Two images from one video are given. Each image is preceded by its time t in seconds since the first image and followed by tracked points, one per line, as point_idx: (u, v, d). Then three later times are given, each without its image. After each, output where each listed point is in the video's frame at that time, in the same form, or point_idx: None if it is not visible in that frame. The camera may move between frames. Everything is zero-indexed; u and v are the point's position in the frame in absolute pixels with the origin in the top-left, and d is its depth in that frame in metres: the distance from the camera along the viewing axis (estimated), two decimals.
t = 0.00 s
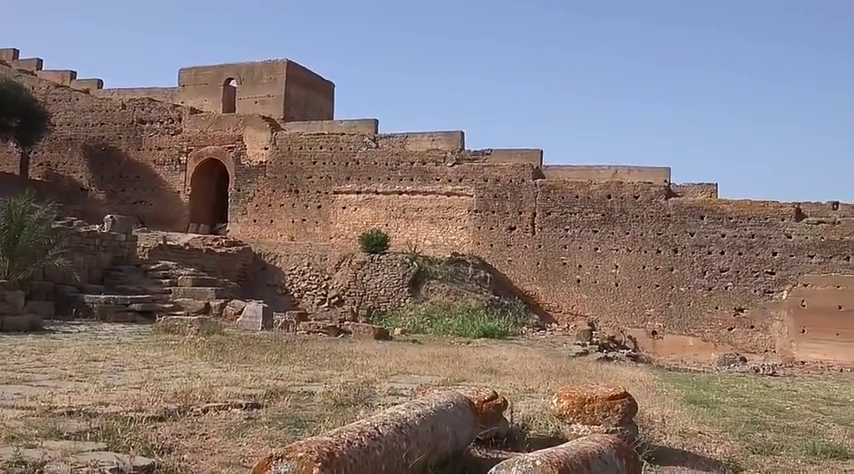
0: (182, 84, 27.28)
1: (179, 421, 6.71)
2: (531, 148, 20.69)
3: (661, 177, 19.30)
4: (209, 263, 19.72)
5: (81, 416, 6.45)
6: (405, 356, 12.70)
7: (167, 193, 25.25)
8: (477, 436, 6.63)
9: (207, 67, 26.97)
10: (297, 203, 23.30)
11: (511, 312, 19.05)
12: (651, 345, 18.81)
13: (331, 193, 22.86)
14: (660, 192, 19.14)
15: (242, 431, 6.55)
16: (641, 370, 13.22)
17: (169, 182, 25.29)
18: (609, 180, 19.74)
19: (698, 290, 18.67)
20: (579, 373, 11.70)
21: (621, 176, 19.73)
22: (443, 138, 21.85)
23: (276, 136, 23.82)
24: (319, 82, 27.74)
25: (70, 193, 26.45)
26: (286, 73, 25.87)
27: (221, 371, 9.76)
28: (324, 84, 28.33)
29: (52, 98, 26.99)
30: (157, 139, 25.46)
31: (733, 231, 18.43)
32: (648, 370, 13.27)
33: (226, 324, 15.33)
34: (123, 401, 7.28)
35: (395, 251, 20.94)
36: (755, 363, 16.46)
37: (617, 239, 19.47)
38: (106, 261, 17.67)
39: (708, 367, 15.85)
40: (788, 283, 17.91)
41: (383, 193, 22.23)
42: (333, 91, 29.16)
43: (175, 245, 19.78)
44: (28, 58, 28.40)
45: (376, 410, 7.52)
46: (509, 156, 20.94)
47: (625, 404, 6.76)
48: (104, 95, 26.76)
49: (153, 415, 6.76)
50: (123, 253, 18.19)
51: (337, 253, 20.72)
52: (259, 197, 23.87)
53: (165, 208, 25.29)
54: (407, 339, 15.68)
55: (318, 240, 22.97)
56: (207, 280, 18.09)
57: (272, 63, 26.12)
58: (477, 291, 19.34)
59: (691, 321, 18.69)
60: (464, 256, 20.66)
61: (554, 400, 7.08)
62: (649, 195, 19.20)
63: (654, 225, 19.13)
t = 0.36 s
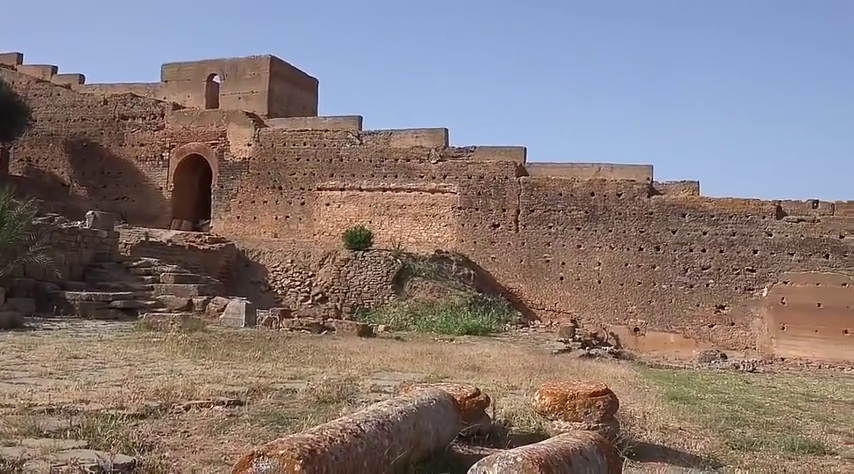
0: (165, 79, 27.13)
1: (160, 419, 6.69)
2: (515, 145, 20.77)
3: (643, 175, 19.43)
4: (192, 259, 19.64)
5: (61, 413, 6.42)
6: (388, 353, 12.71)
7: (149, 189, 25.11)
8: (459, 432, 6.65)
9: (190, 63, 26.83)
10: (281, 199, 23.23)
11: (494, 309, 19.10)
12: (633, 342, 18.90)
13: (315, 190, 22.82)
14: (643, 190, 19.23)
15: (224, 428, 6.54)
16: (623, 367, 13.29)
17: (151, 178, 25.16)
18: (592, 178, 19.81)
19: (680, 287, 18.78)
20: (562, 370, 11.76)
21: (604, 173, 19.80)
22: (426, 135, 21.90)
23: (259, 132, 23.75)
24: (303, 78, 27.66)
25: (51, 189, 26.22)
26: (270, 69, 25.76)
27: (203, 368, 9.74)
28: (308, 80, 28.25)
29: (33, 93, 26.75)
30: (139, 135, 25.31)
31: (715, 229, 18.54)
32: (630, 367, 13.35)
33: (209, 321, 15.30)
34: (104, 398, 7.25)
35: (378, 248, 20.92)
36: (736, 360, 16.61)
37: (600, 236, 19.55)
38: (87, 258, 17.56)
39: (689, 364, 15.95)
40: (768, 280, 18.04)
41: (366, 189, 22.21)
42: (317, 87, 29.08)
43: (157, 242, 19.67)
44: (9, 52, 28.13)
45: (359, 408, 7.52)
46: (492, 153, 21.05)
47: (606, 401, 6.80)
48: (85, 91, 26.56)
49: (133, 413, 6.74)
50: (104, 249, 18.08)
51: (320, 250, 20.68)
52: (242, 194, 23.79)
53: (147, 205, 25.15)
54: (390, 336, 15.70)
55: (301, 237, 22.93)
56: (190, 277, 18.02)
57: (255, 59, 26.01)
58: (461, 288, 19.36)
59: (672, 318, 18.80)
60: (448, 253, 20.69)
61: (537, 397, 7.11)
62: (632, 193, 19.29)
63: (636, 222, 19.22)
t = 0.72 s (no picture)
0: (145, 74, 26.96)
1: (139, 416, 6.66)
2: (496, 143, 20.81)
3: (624, 172, 19.56)
4: (173, 256, 19.54)
5: (38, 411, 6.37)
6: (370, 350, 12.70)
7: (130, 184, 24.94)
8: (440, 429, 6.66)
9: (170, 58, 26.66)
10: (263, 195, 23.16)
11: (475, 306, 19.14)
12: (614, 339, 19.01)
13: (297, 186, 22.76)
14: (624, 187, 19.32)
15: (204, 425, 6.52)
16: (603, 363, 13.37)
17: (131, 173, 25.00)
18: (574, 175, 19.88)
19: (660, 284, 18.89)
20: (542, 366, 11.80)
21: (586, 171, 19.88)
22: (409, 131, 21.79)
23: (241, 128, 23.65)
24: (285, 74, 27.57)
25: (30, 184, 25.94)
26: (251, 64, 25.65)
27: (183, 365, 9.70)
28: (290, 76, 28.16)
29: (11, 87, 26.48)
30: (119, 130, 25.14)
31: (695, 226, 18.65)
32: (610, 364, 13.43)
33: (189, 317, 15.24)
34: (83, 395, 7.21)
35: (360, 244, 20.90)
36: (714, 356, 16.74)
37: (581, 233, 19.63)
38: (66, 254, 17.43)
39: (669, 360, 16.06)
40: (747, 278, 18.17)
41: (348, 186, 22.19)
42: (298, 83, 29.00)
43: (137, 238, 19.54)
44: None
45: (339, 404, 7.52)
46: (474, 150, 20.99)
47: (586, 397, 6.84)
48: (64, 85, 26.33)
49: (112, 410, 6.71)
50: (83, 245, 17.95)
51: (302, 247, 20.62)
52: (223, 190, 23.69)
53: (128, 200, 24.98)
54: (372, 333, 15.69)
55: (283, 233, 22.86)
56: (170, 273, 17.93)
57: (237, 54, 25.89)
58: (443, 285, 19.38)
59: (652, 315, 18.91)
60: (430, 250, 20.71)
61: (517, 393, 7.13)
62: (613, 190, 19.37)
63: (617, 220, 19.31)
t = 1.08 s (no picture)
0: (127, 69, 26.77)
1: (119, 413, 6.63)
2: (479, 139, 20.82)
3: (606, 170, 19.62)
4: (154, 252, 19.43)
5: (16, 408, 6.32)
6: (352, 346, 12.69)
7: (111, 180, 24.79)
8: (421, 425, 6.68)
9: (152, 53, 26.48)
10: (245, 192, 23.07)
11: (458, 302, 19.17)
12: (596, 335, 19.09)
13: (279, 182, 22.69)
14: (606, 185, 19.38)
15: (185, 422, 6.49)
16: (585, 360, 13.43)
17: (112, 169, 24.82)
18: (556, 172, 19.92)
19: (641, 281, 18.99)
20: (524, 363, 11.83)
21: (568, 168, 19.93)
22: (392, 128, 21.81)
23: (223, 123, 23.53)
24: (268, 69, 27.46)
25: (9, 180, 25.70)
26: (234, 59, 25.52)
27: (164, 362, 9.64)
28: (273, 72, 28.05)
29: None
30: (100, 126, 24.94)
31: (676, 223, 18.75)
32: (592, 360, 13.50)
33: (171, 314, 15.17)
34: (62, 392, 7.16)
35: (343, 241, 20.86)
36: (695, 353, 16.87)
37: (564, 230, 19.69)
38: (45, 251, 17.29)
39: (650, 357, 16.16)
40: (727, 275, 18.29)
41: (331, 182, 22.15)
42: (282, 79, 28.89)
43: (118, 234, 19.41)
44: None
45: (322, 401, 7.51)
46: (457, 146, 21.04)
47: (568, 393, 6.87)
48: (44, 80, 26.09)
49: (92, 407, 6.67)
50: (63, 242, 17.81)
51: (285, 243, 20.55)
52: (205, 186, 23.57)
53: (109, 196, 24.83)
54: (354, 330, 15.69)
55: (266, 230, 22.79)
56: (152, 270, 17.83)
57: (219, 49, 25.75)
58: (426, 281, 19.39)
59: (634, 311, 19.02)
60: (413, 247, 20.71)
61: (499, 389, 7.15)
62: (595, 187, 19.44)
63: (599, 217, 19.38)
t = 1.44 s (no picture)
0: (106, 63, 26.53)
1: (98, 410, 6.58)
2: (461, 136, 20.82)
3: (588, 167, 19.62)
4: (134, 248, 19.30)
5: None
6: (334, 343, 12.67)
7: (89, 175, 24.58)
8: (403, 421, 6.68)
9: (132, 47, 26.25)
10: (226, 187, 22.95)
11: (440, 299, 19.18)
12: (577, 331, 19.16)
13: (261, 178, 22.59)
14: (587, 182, 19.43)
15: (164, 418, 6.45)
16: (566, 356, 13.48)
17: (91, 164, 24.61)
18: (538, 169, 19.95)
19: (622, 277, 19.07)
20: (506, 359, 11.85)
21: (550, 165, 19.93)
22: (373, 124, 21.74)
23: (204, 119, 23.39)
24: (249, 64, 27.31)
25: None
26: (215, 54, 25.34)
27: (144, 358, 9.58)
28: (254, 67, 27.89)
29: None
30: (79, 120, 24.71)
31: (657, 220, 18.82)
32: (573, 356, 13.54)
33: (150, 310, 15.09)
34: (40, 389, 7.10)
35: (325, 236, 20.80)
36: (675, 348, 17.00)
37: (545, 227, 19.73)
38: (23, 246, 17.12)
39: (631, 353, 16.25)
40: (707, 271, 18.40)
41: (313, 178, 22.08)
42: (263, 74, 28.75)
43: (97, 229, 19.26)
44: None
45: (303, 397, 7.49)
46: (438, 144, 21.02)
47: (549, 388, 6.89)
48: (22, 73, 25.80)
49: (71, 404, 6.61)
50: (42, 237, 17.65)
51: (266, 239, 20.46)
52: (186, 181, 23.43)
53: (87, 191, 24.62)
54: (336, 326, 15.66)
55: (247, 226, 22.69)
56: (131, 266, 17.70)
57: (200, 44, 25.55)
58: (407, 278, 19.39)
59: (614, 308, 19.10)
60: (395, 243, 20.69)
61: (480, 385, 7.16)
62: (577, 184, 19.49)
63: (580, 213, 19.44)
